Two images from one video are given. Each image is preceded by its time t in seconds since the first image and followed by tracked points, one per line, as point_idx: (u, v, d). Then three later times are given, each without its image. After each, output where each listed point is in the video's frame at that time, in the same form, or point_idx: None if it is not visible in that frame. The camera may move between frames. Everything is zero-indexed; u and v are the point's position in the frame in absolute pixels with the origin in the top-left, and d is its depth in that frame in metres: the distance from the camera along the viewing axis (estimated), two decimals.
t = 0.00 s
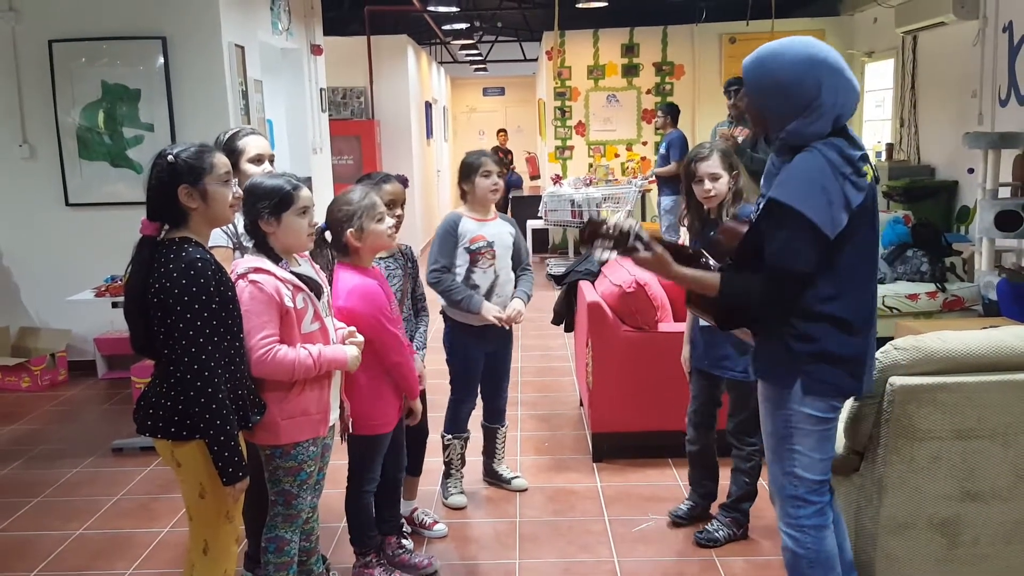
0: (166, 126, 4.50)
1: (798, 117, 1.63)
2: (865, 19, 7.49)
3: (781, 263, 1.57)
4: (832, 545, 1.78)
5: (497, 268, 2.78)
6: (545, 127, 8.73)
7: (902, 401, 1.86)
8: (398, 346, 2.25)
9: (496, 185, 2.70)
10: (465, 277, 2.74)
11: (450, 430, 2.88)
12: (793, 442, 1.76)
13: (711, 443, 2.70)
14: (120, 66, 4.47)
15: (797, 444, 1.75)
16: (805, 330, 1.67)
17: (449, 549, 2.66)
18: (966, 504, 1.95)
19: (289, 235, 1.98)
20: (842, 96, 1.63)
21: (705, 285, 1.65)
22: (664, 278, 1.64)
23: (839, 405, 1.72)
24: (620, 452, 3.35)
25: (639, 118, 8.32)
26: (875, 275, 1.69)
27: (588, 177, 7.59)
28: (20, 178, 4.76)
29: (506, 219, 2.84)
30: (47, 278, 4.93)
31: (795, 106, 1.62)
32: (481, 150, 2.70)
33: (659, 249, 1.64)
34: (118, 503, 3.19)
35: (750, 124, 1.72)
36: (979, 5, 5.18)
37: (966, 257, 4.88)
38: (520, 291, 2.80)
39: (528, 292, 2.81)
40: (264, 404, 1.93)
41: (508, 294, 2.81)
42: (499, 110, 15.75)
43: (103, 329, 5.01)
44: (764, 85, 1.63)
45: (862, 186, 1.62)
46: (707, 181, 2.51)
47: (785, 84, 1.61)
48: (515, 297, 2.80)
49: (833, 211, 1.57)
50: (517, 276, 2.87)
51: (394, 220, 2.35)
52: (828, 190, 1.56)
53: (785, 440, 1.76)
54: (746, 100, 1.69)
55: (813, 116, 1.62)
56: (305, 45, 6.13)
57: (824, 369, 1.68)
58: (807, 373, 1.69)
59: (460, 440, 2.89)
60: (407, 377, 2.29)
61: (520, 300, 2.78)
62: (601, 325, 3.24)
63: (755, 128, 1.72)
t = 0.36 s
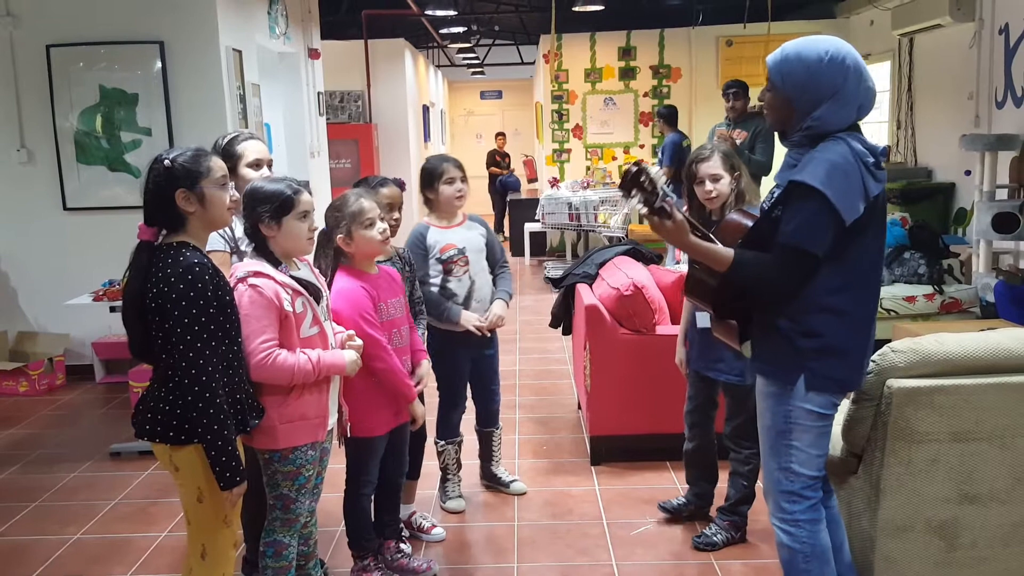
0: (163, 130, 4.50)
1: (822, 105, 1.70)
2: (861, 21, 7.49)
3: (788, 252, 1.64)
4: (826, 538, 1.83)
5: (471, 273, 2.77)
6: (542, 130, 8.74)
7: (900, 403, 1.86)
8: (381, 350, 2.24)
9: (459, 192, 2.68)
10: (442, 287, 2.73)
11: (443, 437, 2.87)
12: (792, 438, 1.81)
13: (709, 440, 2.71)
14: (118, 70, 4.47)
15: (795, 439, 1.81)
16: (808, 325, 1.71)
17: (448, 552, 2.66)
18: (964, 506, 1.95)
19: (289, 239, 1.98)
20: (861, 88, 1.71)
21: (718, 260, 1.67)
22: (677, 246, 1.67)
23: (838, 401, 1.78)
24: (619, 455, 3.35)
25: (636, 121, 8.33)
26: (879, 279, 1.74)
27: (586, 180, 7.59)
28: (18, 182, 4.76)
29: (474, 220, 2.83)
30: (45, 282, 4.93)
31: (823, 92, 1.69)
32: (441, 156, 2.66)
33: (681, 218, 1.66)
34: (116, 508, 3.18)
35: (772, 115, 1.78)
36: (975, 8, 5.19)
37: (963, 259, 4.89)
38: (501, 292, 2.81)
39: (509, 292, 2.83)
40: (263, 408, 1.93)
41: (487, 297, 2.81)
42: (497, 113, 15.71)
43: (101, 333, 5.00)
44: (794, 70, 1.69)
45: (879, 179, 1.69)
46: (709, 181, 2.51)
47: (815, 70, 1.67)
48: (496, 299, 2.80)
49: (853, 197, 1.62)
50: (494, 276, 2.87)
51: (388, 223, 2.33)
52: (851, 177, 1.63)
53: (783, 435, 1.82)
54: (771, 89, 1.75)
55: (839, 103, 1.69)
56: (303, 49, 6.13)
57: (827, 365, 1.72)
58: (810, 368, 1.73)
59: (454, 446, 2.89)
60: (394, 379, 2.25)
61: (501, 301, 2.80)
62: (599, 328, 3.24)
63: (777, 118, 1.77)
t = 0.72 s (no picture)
0: (159, 138, 4.50)
1: (833, 108, 1.73)
2: (856, 28, 7.52)
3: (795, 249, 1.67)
4: (815, 537, 1.85)
5: (458, 281, 2.77)
6: (538, 137, 8.75)
7: (895, 408, 1.87)
8: (374, 352, 2.22)
9: (443, 201, 2.67)
10: (429, 297, 2.72)
11: (439, 444, 2.87)
12: (787, 439, 1.83)
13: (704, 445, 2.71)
14: (114, 78, 4.48)
15: (791, 440, 1.83)
16: (815, 325, 1.74)
17: (445, 561, 2.65)
18: (960, 511, 1.95)
19: (288, 246, 1.98)
20: (873, 95, 1.74)
21: (731, 253, 1.69)
22: (691, 234, 1.68)
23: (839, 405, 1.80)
24: (616, 461, 3.35)
25: (633, 128, 8.35)
26: (881, 285, 1.76)
27: (583, 187, 7.61)
28: (15, 191, 4.76)
29: (458, 228, 2.83)
30: (41, 291, 4.92)
31: (837, 95, 1.72)
32: (424, 165, 2.65)
33: (698, 208, 1.67)
34: (112, 517, 3.17)
35: (785, 118, 1.81)
36: (969, 14, 5.22)
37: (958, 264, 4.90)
38: (488, 298, 2.81)
39: (495, 298, 2.83)
40: (258, 415, 1.93)
41: (474, 304, 2.80)
42: (494, 120, 15.73)
43: (98, 341, 5.00)
44: (808, 74, 1.72)
45: (891, 182, 1.72)
46: (706, 188, 2.52)
47: (829, 74, 1.71)
48: (484, 304, 2.80)
49: (866, 197, 1.65)
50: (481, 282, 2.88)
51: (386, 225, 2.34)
52: (865, 177, 1.65)
53: (780, 436, 1.84)
54: (784, 93, 1.78)
55: (852, 105, 1.72)
56: (299, 56, 6.14)
57: (832, 365, 1.75)
58: (816, 368, 1.76)
59: (449, 454, 2.88)
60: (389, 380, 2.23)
61: (489, 307, 2.79)
62: (596, 335, 3.24)
63: (790, 121, 1.80)
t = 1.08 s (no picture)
0: (157, 141, 4.50)
1: (838, 107, 1.73)
2: (853, 29, 7.52)
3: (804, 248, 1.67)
4: (796, 525, 1.87)
5: (461, 284, 2.76)
6: (536, 139, 8.76)
7: (893, 409, 1.86)
8: (382, 351, 2.23)
9: (449, 202, 2.67)
10: (432, 298, 2.72)
11: (438, 446, 2.86)
12: (776, 434, 1.84)
13: (699, 443, 2.71)
14: (111, 81, 4.47)
15: (779, 436, 1.84)
16: (821, 323, 1.74)
17: (442, 562, 2.65)
18: (958, 512, 1.95)
19: (292, 248, 1.98)
20: (879, 93, 1.74)
21: (737, 248, 1.67)
22: (697, 227, 1.67)
23: (837, 407, 1.79)
24: (614, 463, 3.35)
25: (630, 129, 8.35)
26: (888, 283, 1.76)
27: (580, 189, 7.61)
28: (11, 194, 4.75)
29: (464, 231, 2.82)
30: (38, 295, 4.91)
31: (842, 94, 1.72)
32: (431, 166, 2.65)
33: (704, 201, 1.66)
34: (110, 519, 3.16)
35: (793, 120, 1.81)
36: (966, 15, 5.22)
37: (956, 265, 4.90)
38: (490, 303, 2.81)
39: (499, 304, 2.83)
40: (257, 419, 1.92)
41: (476, 307, 2.80)
42: (490, 123, 15.76)
43: (95, 345, 4.99)
44: (813, 75, 1.72)
45: (898, 180, 1.72)
46: (703, 190, 2.52)
47: (834, 74, 1.71)
48: (486, 309, 2.80)
49: (873, 194, 1.65)
50: (485, 286, 2.88)
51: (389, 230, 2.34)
52: (872, 174, 1.65)
53: (769, 430, 1.85)
54: (791, 95, 1.79)
55: (857, 104, 1.72)
56: (295, 59, 6.14)
57: (839, 364, 1.75)
58: (821, 367, 1.76)
59: (449, 455, 2.88)
60: (398, 375, 2.23)
61: (491, 312, 2.79)
62: (593, 336, 3.24)
63: (797, 123, 1.81)
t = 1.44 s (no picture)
0: (162, 135, 4.50)
1: (834, 98, 1.73)
2: (861, 21, 7.48)
3: (804, 238, 1.67)
4: (819, 517, 1.88)
5: (494, 275, 2.77)
6: (542, 132, 8.74)
7: (901, 402, 1.86)
8: (400, 347, 2.22)
9: (491, 191, 2.70)
10: (463, 285, 2.74)
11: (450, 436, 2.87)
12: (792, 428, 1.85)
13: (704, 436, 2.71)
14: (117, 75, 4.48)
15: (795, 431, 1.84)
16: (825, 315, 1.74)
17: (448, 554, 2.66)
18: (964, 505, 1.95)
19: (300, 240, 1.99)
20: (880, 82, 1.71)
21: (737, 242, 1.68)
22: (695, 222, 1.68)
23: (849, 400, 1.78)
24: (619, 455, 3.35)
25: (636, 122, 8.32)
26: (895, 273, 1.75)
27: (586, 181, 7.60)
28: (18, 188, 4.77)
29: (505, 224, 2.84)
30: (46, 288, 4.93)
31: (837, 85, 1.72)
32: (474, 155, 2.70)
33: (703, 198, 1.66)
34: (118, 511, 3.18)
35: (800, 114, 1.84)
36: (976, 6, 5.19)
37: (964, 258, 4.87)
38: (520, 300, 2.80)
39: (528, 301, 2.82)
40: (262, 411, 1.92)
41: (507, 301, 2.80)
42: (496, 116, 15.76)
43: (102, 338, 5.01)
44: (809, 68, 1.75)
45: (899, 166, 1.69)
46: (706, 184, 2.51)
47: (826, 66, 1.72)
48: (515, 305, 2.79)
49: (871, 180, 1.63)
50: (518, 283, 2.87)
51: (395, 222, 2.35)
52: (869, 162, 1.63)
53: (786, 424, 1.86)
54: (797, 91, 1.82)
55: (853, 94, 1.71)
56: (301, 52, 6.14)
57: (850, 355, 1.74)
58: (832, 357, 1.75)
59: (460, 445, 2.89)
60: (414, 371, 2.25)
61: (520, 308, 2.78)
62: (599, 329, 3.24)
63: (804, 117, 1.83)
